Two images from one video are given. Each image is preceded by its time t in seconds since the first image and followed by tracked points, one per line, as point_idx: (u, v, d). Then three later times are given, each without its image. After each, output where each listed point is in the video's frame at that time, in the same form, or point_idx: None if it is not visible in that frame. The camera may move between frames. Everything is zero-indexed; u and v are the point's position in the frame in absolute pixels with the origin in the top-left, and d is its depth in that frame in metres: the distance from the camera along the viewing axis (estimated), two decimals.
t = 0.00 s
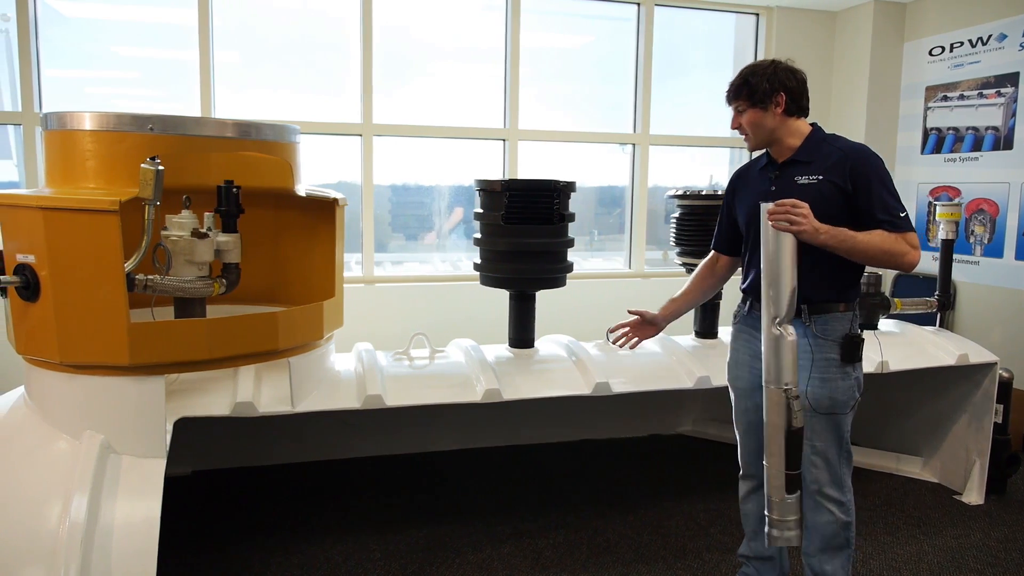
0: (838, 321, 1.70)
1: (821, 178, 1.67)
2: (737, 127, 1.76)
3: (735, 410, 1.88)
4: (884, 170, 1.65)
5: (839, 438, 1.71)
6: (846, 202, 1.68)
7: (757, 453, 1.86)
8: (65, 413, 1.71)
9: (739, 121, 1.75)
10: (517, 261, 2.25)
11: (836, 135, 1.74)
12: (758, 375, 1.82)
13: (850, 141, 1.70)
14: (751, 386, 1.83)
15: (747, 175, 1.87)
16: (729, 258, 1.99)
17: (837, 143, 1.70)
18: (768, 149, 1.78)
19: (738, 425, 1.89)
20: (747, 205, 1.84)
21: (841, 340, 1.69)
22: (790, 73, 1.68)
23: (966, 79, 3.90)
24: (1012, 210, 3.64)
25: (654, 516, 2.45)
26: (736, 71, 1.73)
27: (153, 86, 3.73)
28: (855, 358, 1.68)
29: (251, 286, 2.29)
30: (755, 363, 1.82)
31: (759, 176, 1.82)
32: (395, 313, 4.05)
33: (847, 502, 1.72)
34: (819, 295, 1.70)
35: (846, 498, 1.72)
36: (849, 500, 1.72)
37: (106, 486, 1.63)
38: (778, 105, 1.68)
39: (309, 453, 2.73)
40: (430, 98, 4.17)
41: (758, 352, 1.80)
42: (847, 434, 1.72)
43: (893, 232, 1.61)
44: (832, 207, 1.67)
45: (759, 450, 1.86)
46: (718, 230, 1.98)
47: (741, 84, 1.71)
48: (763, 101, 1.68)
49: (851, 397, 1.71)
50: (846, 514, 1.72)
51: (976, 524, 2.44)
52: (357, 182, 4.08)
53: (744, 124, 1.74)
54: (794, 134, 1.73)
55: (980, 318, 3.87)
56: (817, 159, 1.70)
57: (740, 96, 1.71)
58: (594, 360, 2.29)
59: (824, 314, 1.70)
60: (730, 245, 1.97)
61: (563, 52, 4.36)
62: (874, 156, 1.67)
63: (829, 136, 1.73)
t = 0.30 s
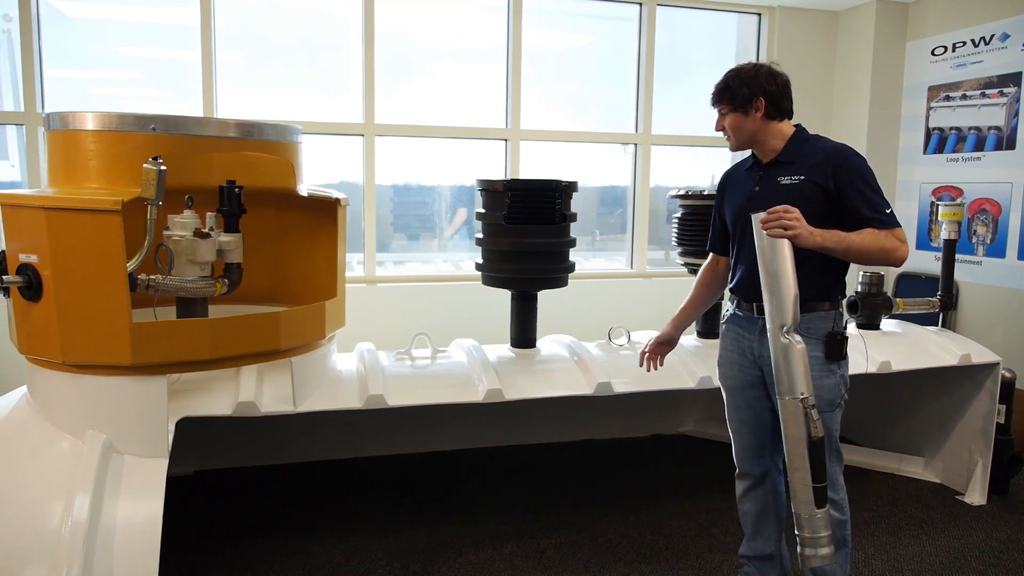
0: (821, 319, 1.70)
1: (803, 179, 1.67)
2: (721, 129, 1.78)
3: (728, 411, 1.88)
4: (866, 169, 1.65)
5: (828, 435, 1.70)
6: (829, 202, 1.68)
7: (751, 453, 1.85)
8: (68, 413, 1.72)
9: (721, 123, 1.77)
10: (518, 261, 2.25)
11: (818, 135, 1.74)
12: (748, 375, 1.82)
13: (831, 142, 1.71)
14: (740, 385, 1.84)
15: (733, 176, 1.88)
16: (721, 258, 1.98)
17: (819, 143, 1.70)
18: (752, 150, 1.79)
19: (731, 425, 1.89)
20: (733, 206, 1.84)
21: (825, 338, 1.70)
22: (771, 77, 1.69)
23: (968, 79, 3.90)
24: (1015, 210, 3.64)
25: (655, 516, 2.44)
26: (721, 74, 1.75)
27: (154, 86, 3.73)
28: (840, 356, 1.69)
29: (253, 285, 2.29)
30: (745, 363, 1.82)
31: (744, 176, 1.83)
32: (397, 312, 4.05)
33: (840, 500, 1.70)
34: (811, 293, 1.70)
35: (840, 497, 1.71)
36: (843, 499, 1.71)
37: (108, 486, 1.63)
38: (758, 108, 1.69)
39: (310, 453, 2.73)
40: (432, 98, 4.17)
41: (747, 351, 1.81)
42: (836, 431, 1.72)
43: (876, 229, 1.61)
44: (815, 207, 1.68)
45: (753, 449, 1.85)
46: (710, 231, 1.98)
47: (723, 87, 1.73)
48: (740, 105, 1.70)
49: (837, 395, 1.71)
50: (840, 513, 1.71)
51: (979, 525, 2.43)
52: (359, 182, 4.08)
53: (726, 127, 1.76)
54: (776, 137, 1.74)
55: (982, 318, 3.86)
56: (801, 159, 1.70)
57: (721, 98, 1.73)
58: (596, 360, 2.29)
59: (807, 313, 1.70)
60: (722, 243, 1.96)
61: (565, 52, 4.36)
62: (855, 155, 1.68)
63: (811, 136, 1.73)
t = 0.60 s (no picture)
0: (812, 317, 1.71)
1: (791, 176, 1.68)
2: (715, 133, 1.79)
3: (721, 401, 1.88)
4: (854, 167, 1.66)
5: (800, 434, 1.72)
6: (818, 199, 1.69)
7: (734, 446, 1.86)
8: (69, 412, 1.72)
9: (714, 128, 1.77)
10: (518, 261, 2.25)
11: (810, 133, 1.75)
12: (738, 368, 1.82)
13: (822, 139, 1.72)
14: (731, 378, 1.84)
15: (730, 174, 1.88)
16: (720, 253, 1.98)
17: (810, 142, 1.70)
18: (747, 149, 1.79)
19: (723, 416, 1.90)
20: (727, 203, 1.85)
21: (814, 336, 1.70)
22: (754, 78, 1.67)
23: (969, 79, 3.89)
24: (1016, 210, 3.63)
25: (656, 516, 2.44)
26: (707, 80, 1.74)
27: (156, 87, 3.73)
28: (827, 354, 1.69)
29: (254, 285, 2.30)
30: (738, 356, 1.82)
31: (739, 174, 1.83)
32: (398, 313, 4.05)
33: (800, 497, 1.74)
34: (804, 292, 1.71)
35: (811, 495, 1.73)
36: (802, 497, 1.75)
37: (109, 485, 1.63)
38: (746, 113, 1.69)
39: (310, 452, 2.73)
40: (432, 98, 4.17)
41: (738, 344, 1.82)
42: (811, 430, 1.73)
43: (859, 231, 1.63)
44: (804, 205, 1.69)
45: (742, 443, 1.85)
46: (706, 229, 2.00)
47: (709, 95, 1.73)
48: (728, 112, 1.70)
49: (820, 392, 1.72)
50: (798, 510, 1.74)
51: (980, 525, 2.43)
52: (360, 182, 4.08)
53: (719, 131, 1.76)
54: (768, 137, 1.73)
55: (983, 319, 3.86)
56: (790, 157, 1.70)
57: (709, 106, 1.73)
58: (597, 360, 2.29)
59: (799, 310, 1.71)
60: (721, 241, 1.97)
61: (566, 53, 4.36)
62: (845, 153, 1.68)
63: (803, 134, 1.73)
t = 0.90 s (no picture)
0: (800, 318, 1.74)
1: (774, 184, 1.72)
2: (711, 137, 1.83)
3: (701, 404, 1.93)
4: (837, 174, 1.67)
5: (793, 433, 1.75)
6: (802, 204, 1.72)
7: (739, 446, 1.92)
8: (69, 412, 1.72)
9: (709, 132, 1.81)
10: (519, 261, 2.25)
11: (800, 135, 1.76)
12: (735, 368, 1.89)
13: (811, 143, 1.73)
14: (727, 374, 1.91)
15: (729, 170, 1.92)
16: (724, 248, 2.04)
17: (797, 147, 1.72)
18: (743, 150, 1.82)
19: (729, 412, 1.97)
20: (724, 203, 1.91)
21: (802, 338, 1.73)
22: (738, 83, 1.69)
23: (969, 79, 3.89)
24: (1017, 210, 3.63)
25: (656, 517, 2.44)
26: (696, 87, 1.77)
27: (156, 87, 3.73)
28: (814, 355, 1.71)
29: (254, 285, 2.30)
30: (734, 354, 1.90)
31: (734, 174, 1.87)
32: (398, 313, 4.06)
33: (804, 497, 1.75)
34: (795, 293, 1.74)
35: (805, 495, 1.75)
36: (808, 497, 1.75)
37: (110, 485, 1.63)
38: (735, 118, 1.72)
39: (311, 453, 2.73)
40: (433, 98, 4.17)
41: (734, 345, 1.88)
42: (808, 430, 1.75)
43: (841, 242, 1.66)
44: (788, 211, 1.73)
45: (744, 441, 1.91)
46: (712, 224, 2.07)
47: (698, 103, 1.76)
48: (716, 119, 1.73)
49: (811, 393, 1.74)
50: (802, 511, 1.75)
51: (980, 525, 2.43)
52: (360, 182, 4.08)
53: (713, 135, 1.80)
54: (760, 138, 1.76)
55: (984, 319, 3.86)
56: (776, 163, 1.73)
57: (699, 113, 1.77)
58: (597, 360, 2.29)
59: (787, 311, 1.75)
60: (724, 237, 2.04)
61: (566, 53, 4.36)
62: (831, 158, 1.69)
63: (793, 138, 1.74)
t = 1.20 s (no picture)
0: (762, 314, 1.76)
1: (739, 184, 1.79)
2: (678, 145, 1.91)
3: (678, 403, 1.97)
4: (797, 173, 1.74)
5: (767, 427, 1.77)
6: (765, 202, 1.79)
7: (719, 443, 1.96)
8: (69, 413, 1.72)
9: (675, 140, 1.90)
10: (517, 261, 2.25)
11: (763, 136, 1.83)
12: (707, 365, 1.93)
13: (773, 144, 1.79)
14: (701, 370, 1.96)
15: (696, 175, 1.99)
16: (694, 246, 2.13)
17: (759, 148, 1.79)
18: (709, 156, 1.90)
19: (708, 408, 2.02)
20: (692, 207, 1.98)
21: (766, 333, 1.76)
22: (699, 93, 1.78)
23: (969, 79, 3.89)
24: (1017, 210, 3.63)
25: (656, 516, 2.44)
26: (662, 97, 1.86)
27: (157, 87, 3.73)
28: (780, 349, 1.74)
29: (254, 285, 2.29)
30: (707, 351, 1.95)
31: (701, 177, 1.94)
32: (397, 313, 4.06)
33: (786, 490, 1.77)
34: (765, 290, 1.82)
35: (786, 489, 1.78)
36: (789, 490, 1.77)
37: (110, 485, 1.63)
38: (696, 127, 1.81)
39: (310, 452, 2.73)
40: (433, 98, 4.17)
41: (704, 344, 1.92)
42: (781, 423, 1.78)
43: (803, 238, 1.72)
44: (752, 210, 1.79)
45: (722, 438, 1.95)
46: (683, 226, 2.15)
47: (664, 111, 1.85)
48: (680, 126, 1.82)
49: (781, 386, 1.77)
50: (785, 504, 1.77)
51: (980, 525, 2.43)
52: (359, 182, 4.08)
53: (678, 143, 1.89)
54: (723, 144, 1.84)
55: (983, 318, 3.86)
56: (741, 164, 1.80)
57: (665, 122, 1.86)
58: (597, 360, 2.29)
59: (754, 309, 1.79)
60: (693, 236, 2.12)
61: (566, 53, 4.36)
62: (791, 157, 1.76)
63: (756, 139, 1.82)
